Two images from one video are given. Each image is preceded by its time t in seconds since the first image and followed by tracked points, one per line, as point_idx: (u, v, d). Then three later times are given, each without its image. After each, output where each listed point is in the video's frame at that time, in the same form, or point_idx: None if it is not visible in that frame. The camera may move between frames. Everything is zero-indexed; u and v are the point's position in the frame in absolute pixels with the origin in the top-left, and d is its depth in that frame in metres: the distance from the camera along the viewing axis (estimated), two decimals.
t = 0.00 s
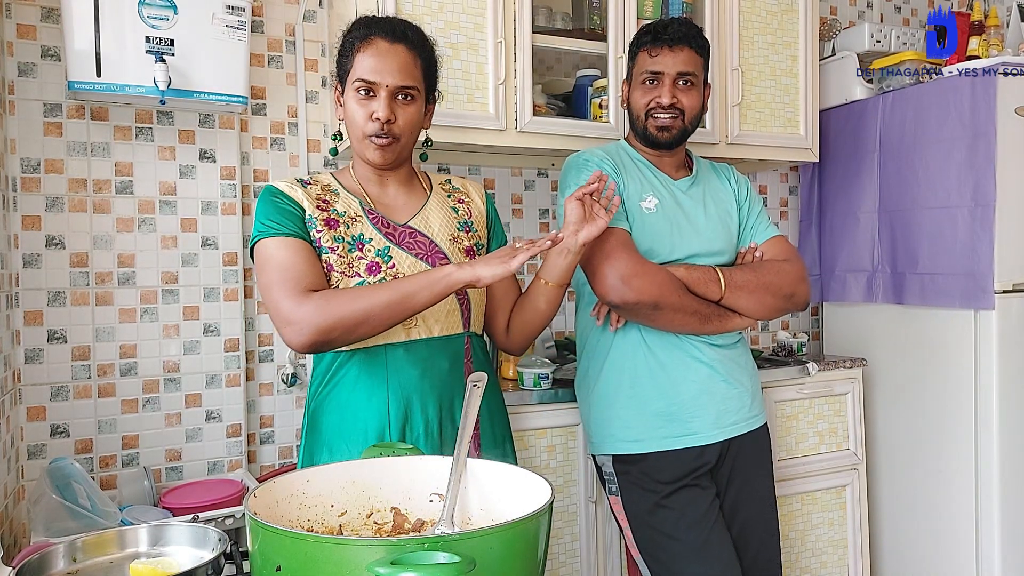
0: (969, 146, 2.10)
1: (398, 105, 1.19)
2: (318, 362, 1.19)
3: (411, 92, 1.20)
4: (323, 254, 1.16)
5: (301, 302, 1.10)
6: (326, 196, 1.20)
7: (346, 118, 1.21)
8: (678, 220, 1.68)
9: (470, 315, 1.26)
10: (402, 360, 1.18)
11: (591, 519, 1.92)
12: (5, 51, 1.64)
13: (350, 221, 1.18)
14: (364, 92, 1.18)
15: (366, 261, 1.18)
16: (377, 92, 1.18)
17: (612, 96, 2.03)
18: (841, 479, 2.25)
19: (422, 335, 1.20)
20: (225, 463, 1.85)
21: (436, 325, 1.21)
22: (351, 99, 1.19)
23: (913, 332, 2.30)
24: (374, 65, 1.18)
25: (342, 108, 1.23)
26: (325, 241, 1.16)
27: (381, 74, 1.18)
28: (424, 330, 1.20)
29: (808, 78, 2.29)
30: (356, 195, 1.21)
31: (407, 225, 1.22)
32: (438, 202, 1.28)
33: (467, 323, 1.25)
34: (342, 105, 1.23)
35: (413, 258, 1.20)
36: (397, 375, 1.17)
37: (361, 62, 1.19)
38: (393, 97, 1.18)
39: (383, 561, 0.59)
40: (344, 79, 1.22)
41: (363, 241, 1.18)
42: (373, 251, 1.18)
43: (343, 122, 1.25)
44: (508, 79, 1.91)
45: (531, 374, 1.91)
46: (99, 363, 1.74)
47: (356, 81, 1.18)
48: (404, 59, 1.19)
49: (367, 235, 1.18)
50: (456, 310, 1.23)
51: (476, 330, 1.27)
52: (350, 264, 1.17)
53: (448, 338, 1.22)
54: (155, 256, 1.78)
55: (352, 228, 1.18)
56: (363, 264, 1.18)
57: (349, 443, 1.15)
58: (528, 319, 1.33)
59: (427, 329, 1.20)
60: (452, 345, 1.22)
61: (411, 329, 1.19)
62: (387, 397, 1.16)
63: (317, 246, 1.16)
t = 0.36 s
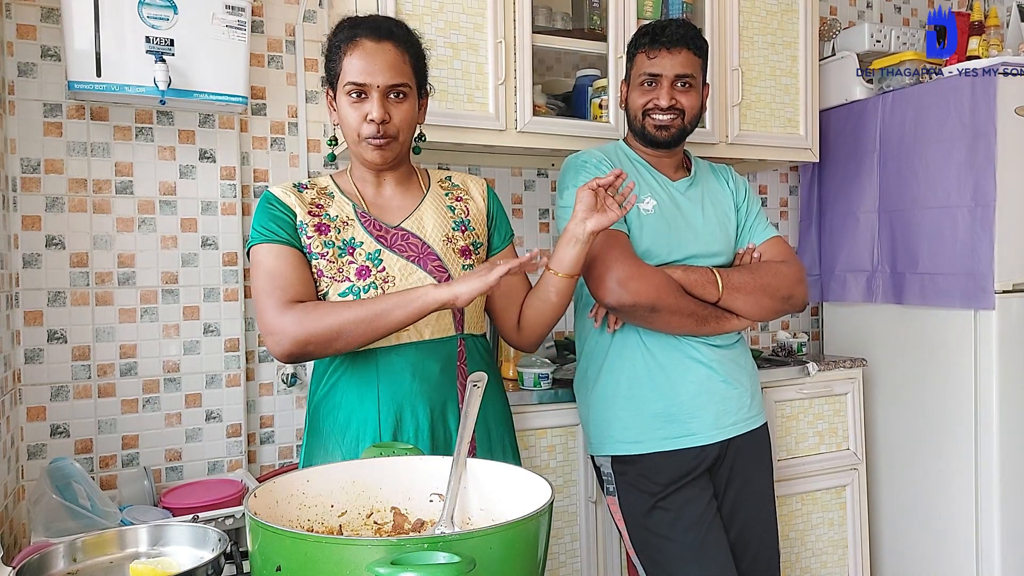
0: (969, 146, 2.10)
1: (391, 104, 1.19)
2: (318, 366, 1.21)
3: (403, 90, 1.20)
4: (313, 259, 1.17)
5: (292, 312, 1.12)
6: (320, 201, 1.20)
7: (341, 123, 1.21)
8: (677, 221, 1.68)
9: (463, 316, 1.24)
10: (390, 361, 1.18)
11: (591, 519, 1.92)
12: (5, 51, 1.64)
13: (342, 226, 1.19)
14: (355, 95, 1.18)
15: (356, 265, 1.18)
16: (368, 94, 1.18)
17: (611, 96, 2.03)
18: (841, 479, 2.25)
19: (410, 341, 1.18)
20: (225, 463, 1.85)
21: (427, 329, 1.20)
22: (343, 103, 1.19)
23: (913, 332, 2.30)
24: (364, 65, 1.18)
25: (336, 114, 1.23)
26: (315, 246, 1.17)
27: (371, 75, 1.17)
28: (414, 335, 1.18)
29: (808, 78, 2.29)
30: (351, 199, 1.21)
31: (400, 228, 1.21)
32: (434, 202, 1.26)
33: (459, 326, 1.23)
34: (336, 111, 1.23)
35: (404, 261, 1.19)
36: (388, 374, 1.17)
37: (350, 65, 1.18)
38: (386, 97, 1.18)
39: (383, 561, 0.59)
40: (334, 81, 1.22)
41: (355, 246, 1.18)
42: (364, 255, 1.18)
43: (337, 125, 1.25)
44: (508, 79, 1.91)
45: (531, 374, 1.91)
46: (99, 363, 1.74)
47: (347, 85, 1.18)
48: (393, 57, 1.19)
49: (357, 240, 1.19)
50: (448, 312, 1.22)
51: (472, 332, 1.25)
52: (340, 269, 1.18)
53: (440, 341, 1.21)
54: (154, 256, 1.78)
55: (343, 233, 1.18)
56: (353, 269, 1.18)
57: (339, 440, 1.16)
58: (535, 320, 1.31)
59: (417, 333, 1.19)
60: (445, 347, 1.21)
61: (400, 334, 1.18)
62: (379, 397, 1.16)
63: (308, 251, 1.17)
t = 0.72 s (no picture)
0: (969, 146, 2.10)
1: (386, 98, 1.19)
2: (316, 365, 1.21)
3: (399, 84, 1.20)
4: (311, 261, 1.17)
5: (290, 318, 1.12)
6: (318, 202, 1.20)
7: (337, 117, 1.21)
8: (677, 221, 1.68)
9: (461, 316, 1.24)
10: (386, 358, 1.18)
11: (590, 518, 1.92)
12: (5, 51, 1.64)
13: (339, 227, 1.19)
14: (351, 88, 1.19)
15: (354, 266, 1.18)
16: (364, 88, 1.18)
17: (611, 96, 2.03)
18: (841, 479, 2.25)
19: (409, 341, 1.18)
20: (225, 463, 1.85)
21: (424, 330, 1.20)
22: (340, 98, 1.20)
23: (913, 332, 2.30)
24: (359, 59, 1.19)
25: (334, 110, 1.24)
26: (313, 248, 1.17)
27: (367, 68, 1.18)
28: (412, 335, 1.19)
29: (807, 78, 2.29)
30: (349, 200, 1.22)
31: (398, 228, 1.21)
32: (433, 202, 1.26)
33: (457, 326, 1.23)
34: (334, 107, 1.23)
35: (402, 262, 1.19)
36: (384, 371, 1.17)
37: (346, 59, 1.19)
38: (381, 91, 1.19)
39: (383, 561, 0.59)
40: (333, 79, 1.23)
41: (352, 247, 1.18)
42: (362, 256, 1.18)
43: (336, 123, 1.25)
44: (508, 79, 1.91)
45: (531, 374, 1.91)
46: (99, 363, 1.74)
47: (343, 79, 1.19)
48: (388, 53, 1.20)
49: (355, 241, 1.19)
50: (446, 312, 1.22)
51: (469, 332, 1.25)
52: (338, 270, 1.18)
53: (439, 341, 1.21)
54: (155, 256, 1.78)
55: (341, 234, 1.18)
56: (351, 270, 1.18)
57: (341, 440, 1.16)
58: (531, 318, 1.31)
59: (415, 333, 1.19)
60: (444, 347, 1.21)
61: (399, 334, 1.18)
62: (378, 395, 1.16)
63: (306, 253, 1.17)
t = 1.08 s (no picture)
0: (970, 146, 2.10)
1: (391, 97, 1.19)
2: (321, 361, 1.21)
3: (398, 80, 1.20)
4: (323, 257, 1.17)
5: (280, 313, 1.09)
6: (331, 197, 1.21)
7: (348, 129, 1.21)
8: (680, 222, 1.68)
9: (468, 316, 1.23)
10: (391, 358, 1.17)
11: (591, 518, 1.92)
12: (5, 51, 1.64)
13: (352, 223, 1.19)
14: (356, 97, 1.19)
15: (365, 262, 1.18)
16: (368, 94, 1.18)
17: (612, 96, 2.03)
18: (841, 479, 2.25)
19: (417, 339, 1.18)
20: (225, 463, 1.85)
21: (432, 328, 1.20)
22: (346, 109, 1.20)
23: (913, 332, 2.30)
24: (355, 64, 1.18)
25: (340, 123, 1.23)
26: (325, 244, 1.18)
27: (365, 73, 1.18)
28: (420, 334, 1.18)
29: (808, 78, 2.29)
30: (362, 197, 1.22)
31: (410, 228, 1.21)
32: (443, 204, 1.26)
33: (464, 326, 1.22)
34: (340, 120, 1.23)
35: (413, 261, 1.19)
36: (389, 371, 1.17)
37: (343, 68, 1.19)
38: (385, 92, 1.19)
39: (383, 561, 0.59)
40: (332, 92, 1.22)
41: (364, 243, 1.18)
42: (373, 253, 1.18)
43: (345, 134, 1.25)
44: (508, 79, 1.91)
45: (531, 374, 1.91)
46: (100, 362, 1.74)
47: (345, 91, 1.19)
48: (381, 51, 1.19)
49: (367, 237, 1.19)
50: (454, 312, 1.21)
51: (474, 334, 1.24)
52: (350, 266, 1.17)
53: (443, 341, 1.20)
54: (155, 256, 1.78)
55: (353, 230, 1.19)
56: (362, 266, 1.17)
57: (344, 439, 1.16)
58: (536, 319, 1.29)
59: (424, 331, 1.19)
60: (448, 346, 1.20)
61: (406, 333, 1.18)
62: (381, 393, 1.16)
63: (318, 249, 1.18)
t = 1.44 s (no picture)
0: (970, 146, 2.10)
1: (417, 99, 1.18)
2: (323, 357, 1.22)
3: (431, 87, 1.20)
4: (318, 264, 1.18)
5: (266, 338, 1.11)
6: (329, 204, 1.21)
7: (366, 114, 1.20)
8: (681, 222, 1.68)
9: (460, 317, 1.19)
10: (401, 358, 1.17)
11: (591, 518, 1.92)
12: (5, 51, 1.64)
13: (345, 229, 1.19)
14: (384, 86, 1.18)
15: (356, 268, 1.17)
16: (397, 87, 1.18)
17: (611, 96, 2.03)
18: (841, 478, 2.25)
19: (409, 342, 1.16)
20: (225, 463, 1.85)
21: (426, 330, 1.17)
22: (371, 94, 1.19)
23: (914, 332, 2.30)
24: (396, 59, 1.19)
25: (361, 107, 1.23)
26: (319, 252, 1.18)
27: (403, 68, 1.18)
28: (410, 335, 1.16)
29: (808, 78, 2.29)
30: (358, 202, 1.21)
31: (402, 229, 1.19)
32: (438, 203, 1.22)
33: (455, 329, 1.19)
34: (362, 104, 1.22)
35: (404, 263, 1.18)
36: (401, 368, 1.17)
37: (383, 58, 1.19)
38: (414, 91, 1.18)
39: (383, 561, 0.59)
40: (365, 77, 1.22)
41: (356, 249, 1.18)
42: (364, 258, 1.18)
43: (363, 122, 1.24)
44: (508, 79, 1.91)
45: (531, 374, 1.91)
46: (100, 363, 1.74)
47: (378, 77, 1.19)
48: (426, 58, 1.20)
49: (359, 242, 1.18)
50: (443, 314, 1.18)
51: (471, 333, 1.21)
52: (341, 272, 1.17)
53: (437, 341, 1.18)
54: (155, 256, 1.78)
55: (346, 236, 1.19)
56: (353, 271, 1.17)
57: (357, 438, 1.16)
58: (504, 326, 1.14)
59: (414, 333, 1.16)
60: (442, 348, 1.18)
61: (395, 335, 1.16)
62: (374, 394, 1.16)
63: (313, 257, 1.19)
